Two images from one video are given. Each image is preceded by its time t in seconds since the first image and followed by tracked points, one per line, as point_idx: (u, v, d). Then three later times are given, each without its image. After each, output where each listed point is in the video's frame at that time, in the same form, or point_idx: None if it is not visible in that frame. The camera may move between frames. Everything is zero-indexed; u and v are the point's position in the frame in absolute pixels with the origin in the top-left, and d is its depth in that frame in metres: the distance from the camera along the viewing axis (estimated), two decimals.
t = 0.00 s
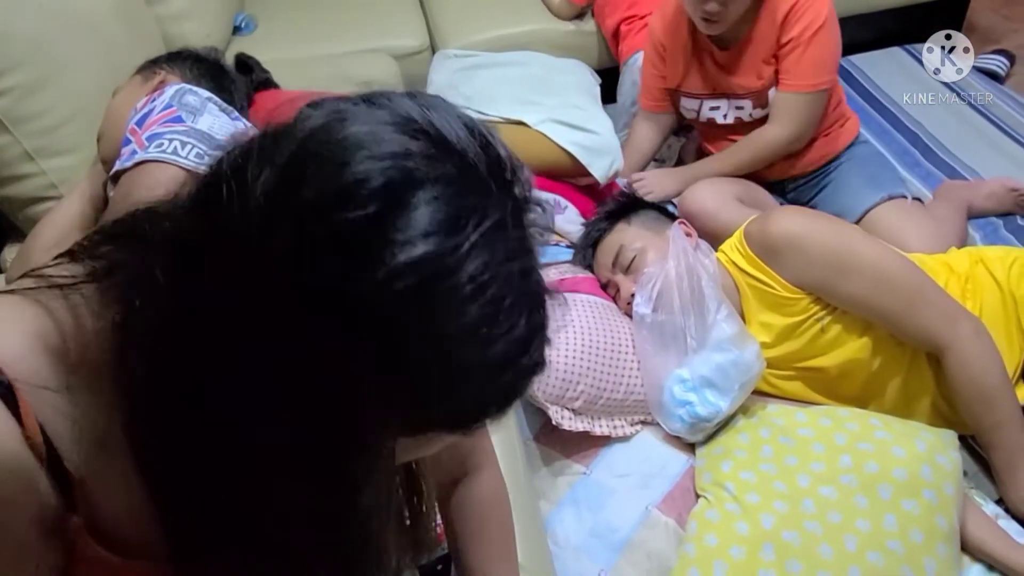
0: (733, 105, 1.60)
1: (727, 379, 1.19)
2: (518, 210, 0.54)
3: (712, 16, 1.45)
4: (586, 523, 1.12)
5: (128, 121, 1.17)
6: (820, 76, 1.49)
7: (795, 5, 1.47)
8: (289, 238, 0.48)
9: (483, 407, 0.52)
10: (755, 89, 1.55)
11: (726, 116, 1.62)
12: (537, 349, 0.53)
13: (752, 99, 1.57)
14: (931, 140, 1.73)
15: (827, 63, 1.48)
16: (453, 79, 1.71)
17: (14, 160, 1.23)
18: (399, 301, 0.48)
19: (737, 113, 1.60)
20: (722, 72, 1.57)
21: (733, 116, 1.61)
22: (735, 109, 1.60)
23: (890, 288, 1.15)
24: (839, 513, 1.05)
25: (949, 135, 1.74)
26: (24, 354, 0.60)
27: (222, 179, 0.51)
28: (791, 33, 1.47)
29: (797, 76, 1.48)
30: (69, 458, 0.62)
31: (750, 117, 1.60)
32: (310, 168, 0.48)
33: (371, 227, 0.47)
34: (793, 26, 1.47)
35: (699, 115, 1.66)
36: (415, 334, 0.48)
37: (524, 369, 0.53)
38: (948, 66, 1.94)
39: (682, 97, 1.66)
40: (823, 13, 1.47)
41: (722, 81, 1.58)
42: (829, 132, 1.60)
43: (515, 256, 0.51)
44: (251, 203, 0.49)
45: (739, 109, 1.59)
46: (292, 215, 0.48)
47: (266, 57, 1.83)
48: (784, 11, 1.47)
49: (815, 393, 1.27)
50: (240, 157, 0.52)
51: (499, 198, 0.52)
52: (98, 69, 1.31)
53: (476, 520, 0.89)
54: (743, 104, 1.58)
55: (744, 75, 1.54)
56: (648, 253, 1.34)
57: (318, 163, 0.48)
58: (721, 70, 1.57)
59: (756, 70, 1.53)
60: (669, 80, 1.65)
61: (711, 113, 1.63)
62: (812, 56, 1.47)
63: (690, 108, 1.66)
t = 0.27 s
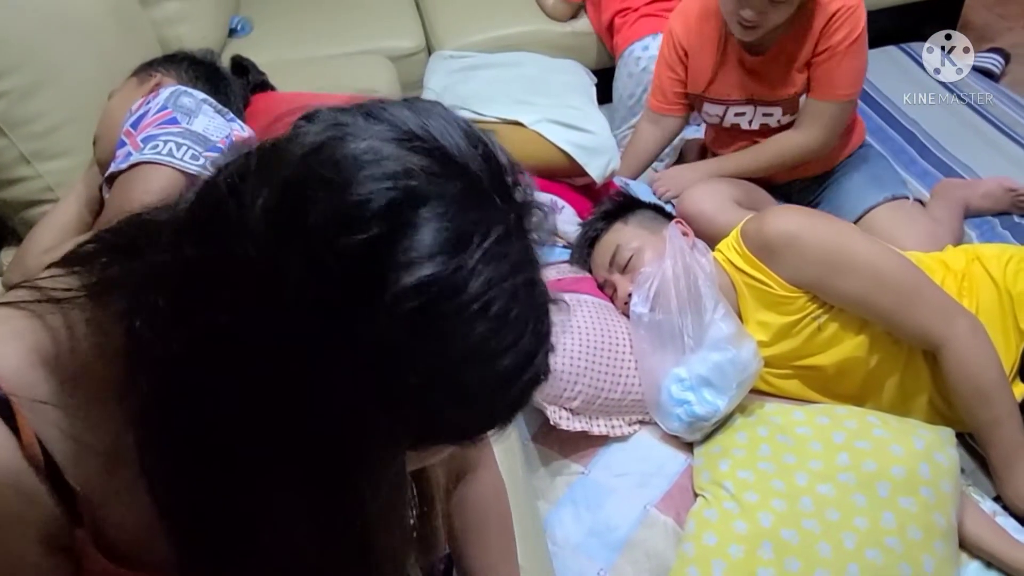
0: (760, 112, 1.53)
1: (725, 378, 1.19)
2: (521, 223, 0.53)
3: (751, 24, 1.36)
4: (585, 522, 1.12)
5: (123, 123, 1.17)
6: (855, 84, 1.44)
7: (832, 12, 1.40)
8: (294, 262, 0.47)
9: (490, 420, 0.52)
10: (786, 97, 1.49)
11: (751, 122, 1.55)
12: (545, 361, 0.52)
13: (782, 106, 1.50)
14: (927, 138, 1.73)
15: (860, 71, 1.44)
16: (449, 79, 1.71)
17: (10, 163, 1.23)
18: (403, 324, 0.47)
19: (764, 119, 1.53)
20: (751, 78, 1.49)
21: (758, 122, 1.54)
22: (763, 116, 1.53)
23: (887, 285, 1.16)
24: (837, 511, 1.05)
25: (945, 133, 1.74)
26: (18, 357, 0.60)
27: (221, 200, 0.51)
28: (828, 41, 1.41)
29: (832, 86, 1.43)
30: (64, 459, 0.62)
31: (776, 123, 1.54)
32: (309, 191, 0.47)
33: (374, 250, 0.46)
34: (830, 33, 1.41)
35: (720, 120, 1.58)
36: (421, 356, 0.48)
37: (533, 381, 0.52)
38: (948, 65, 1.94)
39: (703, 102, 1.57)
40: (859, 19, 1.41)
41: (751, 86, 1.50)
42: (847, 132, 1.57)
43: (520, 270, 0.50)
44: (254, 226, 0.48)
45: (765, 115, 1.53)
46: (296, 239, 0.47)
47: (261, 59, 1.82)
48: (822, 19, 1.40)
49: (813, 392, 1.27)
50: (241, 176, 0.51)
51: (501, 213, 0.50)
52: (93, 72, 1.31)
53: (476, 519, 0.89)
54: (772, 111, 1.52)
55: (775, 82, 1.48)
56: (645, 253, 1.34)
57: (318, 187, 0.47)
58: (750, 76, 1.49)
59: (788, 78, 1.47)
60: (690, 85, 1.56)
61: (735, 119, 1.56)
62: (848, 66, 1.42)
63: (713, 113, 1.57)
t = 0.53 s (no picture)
0: (759, 123, 1.52)
1: (721, 379, 1.19)
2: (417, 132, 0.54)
3: (750, 43, 1.35)
4: (582, 524, 1.12)
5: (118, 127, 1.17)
6: (853, 98, 1.44)
7: (832, 27, 1.39)
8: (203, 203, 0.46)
9: (403, 333, 0.52)
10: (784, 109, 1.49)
11: (748, 133, 1.55)
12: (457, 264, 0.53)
13: (780, 118, 1.50)
14: (922, 138, 1.73)
15: (858, 84, 1.44)
16: (444, 82, 1.71)
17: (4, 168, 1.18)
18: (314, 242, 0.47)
19: (762, 130, 1.53)
20: (751, 91, 1.48)
21: (757, 133, 1.54)
22: (761, 127, 1.53)
23: (883, 285, 1.16)
24: (834, 511, 1.05)
25: (940, 133, 1.74)
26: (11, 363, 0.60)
27: (101, 155, 0.50)
28: (828, 56, 1.40)
29: (831, 99, 1.43)
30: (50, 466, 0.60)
31: (773, 134, 1.54)
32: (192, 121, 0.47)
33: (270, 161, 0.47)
34: (830, 49, 1.40)
35: (718, 129, 1.57)
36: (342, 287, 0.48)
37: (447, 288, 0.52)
38: (948, 66, 1.94)
39: (701, 112, 1.56)
40: (858, 33, 1.41)
41: (750, 99, 1.49)
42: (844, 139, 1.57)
43: (418, 175, 0.50)
44: (140, 168, 0.48)
45: (763, 126, 1.52)
46: (181, 173, 0.47)
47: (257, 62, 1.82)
48: (822, 34, 1.39)
49: (809, 392, 1.27)
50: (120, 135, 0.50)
51: (391, 117, 0.51)
52: (88, 76, 1.30)
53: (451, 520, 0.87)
54: (770, 123, 1.52)
55: (775, 95, 1.47)
56: (641, 254, 1.34)
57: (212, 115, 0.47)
58: (750, 88, 1.48)
59: (787, 92, 1.46)
60: (688, 95, 1.55)
61: (733, 129, 1.55)
62: (847, 80, 1.42)
63: (711, 122, 1.56)
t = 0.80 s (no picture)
0: (746, 130, 1.52)
1: (717, 378, 1.19)
2: (289, 2, 0.51)
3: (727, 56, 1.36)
4: (580, 524, 1.12)
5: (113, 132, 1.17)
6: (837, 111, 1.43)
7: (817, 40, 1.38)
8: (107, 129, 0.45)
9: (302, 190, 0.48)
10: (770, 118, 1.48)
11: (736, 138, 1.55)
12: (356, 124, 0.50)
13: (767, 126, 1.50)
14: (916, 136, 1.74)
15: (844, 97, 1.42)
16: (438, 84, 1.71)
17: None
18: (195, 125, 0.45)
19: (749, 136, 1.53)
20: (736, 99, 1.48)
21: (743, 139, 1.54)
22: (748, 133, 1.53)
23: (878, 284, 1.16)
24: (830, 509, 1.06)
25: (935, 131, 1.75)
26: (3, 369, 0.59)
27: None
28: (813, 69, 1.39)
29: (815, 113, 1.43)
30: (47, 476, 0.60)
31: (761, 141, 1.54)
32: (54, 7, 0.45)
33: (130, 35, 0.44)
34: (815, 62, 1.39)
35: (707, 133, 1.58)
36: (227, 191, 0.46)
37: (347, 152, 0.50)
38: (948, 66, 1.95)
39: (689, 116, 1.57)
40: (845, 47, 1.39)
41: (735, 106, 1.49)
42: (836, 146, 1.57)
43: (289, 24, 0.47)
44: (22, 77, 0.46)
45: (750, 133, 1.52)
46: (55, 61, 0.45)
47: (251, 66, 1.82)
48: (806, 47, 1.38)
49: (805, 390, 1.27)
50: None
51: None
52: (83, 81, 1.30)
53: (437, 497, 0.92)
54: (757, 130, 1.51)
55: (760, 105, 1.47)
56: (636, 254, 1.35)
57: (62, 6, 0.45)
58: (735, 96, 1.48)
59: (772, 102, 1.46)
60: (676, 99, 1.55)
61: (721, 134, 1.55)
62: (830, 94, 1.41)
63: (699, 125, 1.57)
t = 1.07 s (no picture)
0: (746, 132, 1.53)
1: (712, 375, 1.19)
2: None
3: (735, 54, 1.36)
4: (576, 522, 1.12)
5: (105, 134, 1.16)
6: (841, 112, 1.45)
7: (824, 41, 1.39)
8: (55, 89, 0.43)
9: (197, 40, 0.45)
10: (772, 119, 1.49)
11: (736, 140, 1.55)
12: None
13: (768, 127, 1.51)
14: (910, 134, 1.74)
15: (848, 99, 1.44)
16: (431, 83, 1.71)
17: None
18: None
19: (749, 138, 1.54)
20: (739, 100, 1.48)
21: (744, 141, 1.54)
22: (748, 135, 1.53)
23: (871, 280, 1.16)
24: (825, 506, 1.06)
25: (929, 128, 1.75)
26: None
27: None
28: (818, 70, 1.41)
29: (819, 113, 1.44)
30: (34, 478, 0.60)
31: (761, 142, 1.54)
32: None
33: None
34: (821, 63, 1.40)
35: (706, 135, 1.58)
36: (148, 79, 0.44)
37: None
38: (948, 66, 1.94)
39: (688, 118, 1.57)
40: (851, 49, 1.41)
41: (738, 107, 1.49)
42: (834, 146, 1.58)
43: None
44: None
45: (750, 135, 1.53)
46: None
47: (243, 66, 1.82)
48: (813, 47, 1.39)
49: (800, 387, 1.27)
50: None
51: None
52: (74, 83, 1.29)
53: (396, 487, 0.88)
54: (758, 132, 1.52)
55: (763, 106, 1.47)
56: (630, 252, 1.35)
57: None
58: (739, 97, 1.48)
59: (775, 103, 1.46)
60: (676, 100, 1.55)
61: (720, 136, 1.56)
62: (835, 95, 1.42)
63: (699, 127, 1.57)
